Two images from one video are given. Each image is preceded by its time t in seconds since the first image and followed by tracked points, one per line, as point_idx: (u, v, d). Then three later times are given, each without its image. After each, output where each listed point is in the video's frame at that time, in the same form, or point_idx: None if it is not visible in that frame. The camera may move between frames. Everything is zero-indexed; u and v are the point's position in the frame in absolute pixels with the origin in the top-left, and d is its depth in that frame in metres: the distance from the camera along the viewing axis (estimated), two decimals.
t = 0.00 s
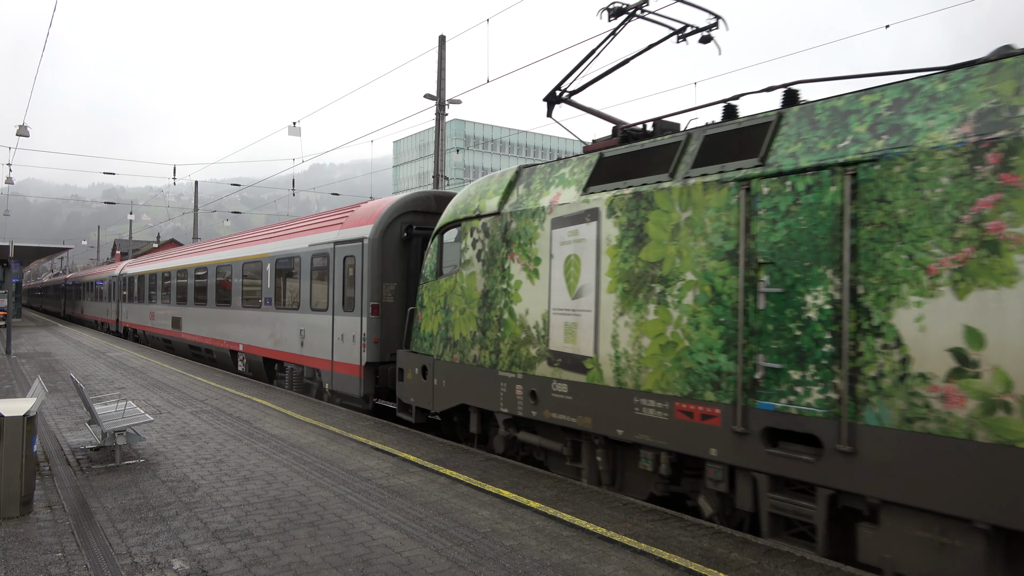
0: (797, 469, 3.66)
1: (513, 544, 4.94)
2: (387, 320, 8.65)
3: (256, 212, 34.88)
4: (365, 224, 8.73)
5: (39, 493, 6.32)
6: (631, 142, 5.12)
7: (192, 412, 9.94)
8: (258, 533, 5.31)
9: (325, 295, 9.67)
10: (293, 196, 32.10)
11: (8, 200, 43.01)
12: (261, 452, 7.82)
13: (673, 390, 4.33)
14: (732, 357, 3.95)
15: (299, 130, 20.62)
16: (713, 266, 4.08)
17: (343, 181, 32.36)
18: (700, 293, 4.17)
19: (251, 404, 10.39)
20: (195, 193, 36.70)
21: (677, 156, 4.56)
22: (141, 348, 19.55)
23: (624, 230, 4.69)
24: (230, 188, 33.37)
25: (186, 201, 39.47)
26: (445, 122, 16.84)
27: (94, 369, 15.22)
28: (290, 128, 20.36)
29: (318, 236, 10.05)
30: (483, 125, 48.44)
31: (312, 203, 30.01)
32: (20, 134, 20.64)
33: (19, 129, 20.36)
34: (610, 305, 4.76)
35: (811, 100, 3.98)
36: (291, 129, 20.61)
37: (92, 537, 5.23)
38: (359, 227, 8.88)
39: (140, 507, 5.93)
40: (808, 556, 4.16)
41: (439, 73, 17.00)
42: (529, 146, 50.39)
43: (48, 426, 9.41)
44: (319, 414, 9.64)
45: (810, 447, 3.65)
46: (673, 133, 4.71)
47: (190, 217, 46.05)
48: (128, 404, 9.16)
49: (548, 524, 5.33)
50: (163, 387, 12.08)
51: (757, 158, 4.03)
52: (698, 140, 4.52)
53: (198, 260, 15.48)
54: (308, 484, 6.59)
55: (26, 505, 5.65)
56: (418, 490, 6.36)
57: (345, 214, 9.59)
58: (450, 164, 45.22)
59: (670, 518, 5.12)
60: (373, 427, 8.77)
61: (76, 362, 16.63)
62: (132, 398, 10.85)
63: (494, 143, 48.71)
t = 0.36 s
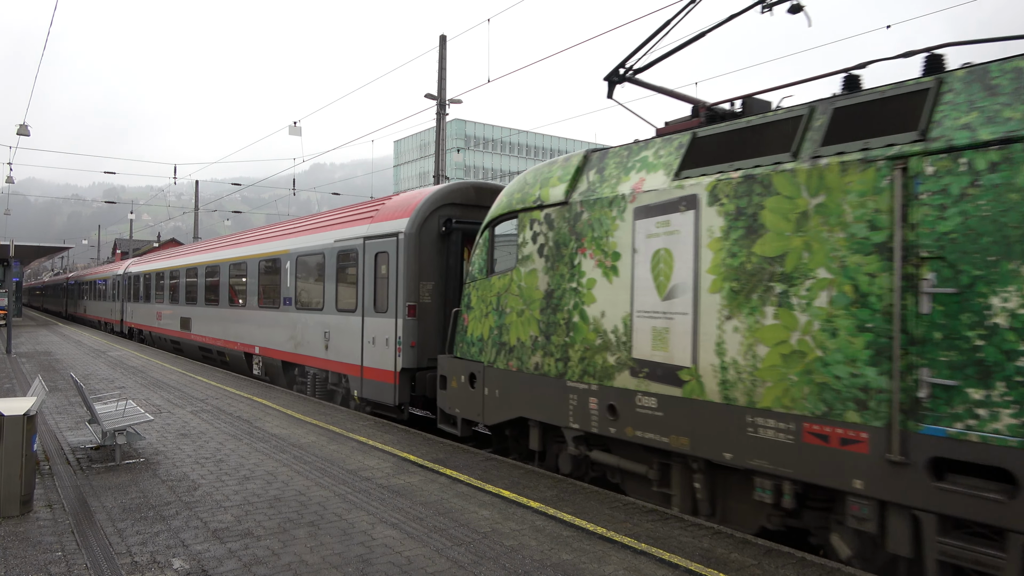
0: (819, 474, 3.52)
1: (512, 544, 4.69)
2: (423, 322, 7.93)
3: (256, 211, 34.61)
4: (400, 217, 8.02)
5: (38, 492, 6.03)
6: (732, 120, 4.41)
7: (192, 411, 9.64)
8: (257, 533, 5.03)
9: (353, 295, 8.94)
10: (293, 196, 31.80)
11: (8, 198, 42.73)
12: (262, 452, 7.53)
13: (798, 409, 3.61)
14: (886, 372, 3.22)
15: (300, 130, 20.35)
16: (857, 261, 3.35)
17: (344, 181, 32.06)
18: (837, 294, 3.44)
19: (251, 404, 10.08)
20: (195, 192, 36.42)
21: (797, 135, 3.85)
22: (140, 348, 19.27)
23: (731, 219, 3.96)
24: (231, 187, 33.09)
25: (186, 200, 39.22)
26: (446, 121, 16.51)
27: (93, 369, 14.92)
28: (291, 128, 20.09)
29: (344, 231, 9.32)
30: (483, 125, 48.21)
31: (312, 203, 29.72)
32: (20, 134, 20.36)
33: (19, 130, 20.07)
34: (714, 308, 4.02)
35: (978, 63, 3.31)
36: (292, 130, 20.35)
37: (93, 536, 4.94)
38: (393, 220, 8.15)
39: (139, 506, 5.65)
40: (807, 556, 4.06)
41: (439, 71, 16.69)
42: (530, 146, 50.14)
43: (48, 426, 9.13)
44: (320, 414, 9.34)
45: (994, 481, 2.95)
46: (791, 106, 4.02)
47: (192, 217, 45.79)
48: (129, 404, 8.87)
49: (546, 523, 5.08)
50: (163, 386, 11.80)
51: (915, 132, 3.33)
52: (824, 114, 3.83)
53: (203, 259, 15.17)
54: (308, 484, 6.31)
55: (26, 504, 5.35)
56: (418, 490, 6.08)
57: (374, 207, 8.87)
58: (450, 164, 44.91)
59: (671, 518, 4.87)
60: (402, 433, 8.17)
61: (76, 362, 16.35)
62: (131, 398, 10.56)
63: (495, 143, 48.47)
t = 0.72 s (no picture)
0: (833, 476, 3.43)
1: (512, 544, 4.43)
2: (471, 325, 7.28)
3: (257, 211, 34.35)
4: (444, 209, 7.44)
5: (36, 491, 5.74)
6: (872, 89, 3.77)
7: (192, 410, 9.35)
8: (257, 532, 4.75)
9: (389, 297, 8.31)
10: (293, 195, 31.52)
11: (8, 196, 42.45)
12: (261, 452, 7.23)
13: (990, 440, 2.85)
14: None
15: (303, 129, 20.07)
16: None
17: (345, 181, 31.78)
18: None
19: (251, 403, 9.78)
20: (195, 190, 36.14)
21: (978, 103, 3.17)
22: (140, 347, 18.94)
23: (890, 203, 3.24)
24: (231, 187, 32.81)
25: (186, 200, 38.93)
26: (446, 121, 16.24)
27: (92, 367, 14.61)
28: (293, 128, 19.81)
29: (377, 226, 8.71)
30: (484, 125, 47.96)
31: (313, 203, 29.45)
32: (23, 132, 20.11)
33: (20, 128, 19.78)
34: (866, 312, 3.30)
35: None
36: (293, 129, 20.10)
37: (93, 536, 4.65)
38: (435, 213, 7.57)
39: (139, 506, 5.36)
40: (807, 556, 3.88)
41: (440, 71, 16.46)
42: (531, 146, 49.91)
43: (47, 425, 8.82)
44: (320, 413, 9.03)
45: None
46: (963, 70, 3.35)
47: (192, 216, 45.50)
48: (131, 403, 8.59)
49: (547, 523, 4.83)
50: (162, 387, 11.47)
51: None
52: (1014, 77, 3.13)
53: (208, 258, 14.88)
54: (308, 484, 6.01)
55: (26, 503, 5.06)
56: (418, 490, 5.78)
57: (411, 199, 8.28)
58: (451, 164, 44.63)
59: (672, 520, 4.67)
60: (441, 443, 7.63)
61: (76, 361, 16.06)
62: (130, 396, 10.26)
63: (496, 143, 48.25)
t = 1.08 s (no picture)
0: (846, 479, 3.34)
1: (512, 544, 4.48)
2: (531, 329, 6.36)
3: (257, 210, 34.35)
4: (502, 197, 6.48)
5: (36, 491, 5.75)
6: None
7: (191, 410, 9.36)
8: (257, 532, 4.76)
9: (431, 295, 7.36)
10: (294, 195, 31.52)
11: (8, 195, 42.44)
12: (260, 452, 7.20)
13: None
14: None
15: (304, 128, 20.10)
16: None
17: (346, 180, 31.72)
18: None
19: (250, 403, 9.78)
20: (196, 189, 36.11)
21: None
22: (139, 347, 18.91)
23: None
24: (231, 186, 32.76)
25: (186, 199, 38.92)
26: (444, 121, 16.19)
27: (91, 367, 14.60)
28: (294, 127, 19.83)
29: (414, 218, 7.82)
30: (485, 125, 47.97)
31: (314, 202, 29.45)
32: (23, 129, 20.14)
33: (20, 127, 19.81)
34: None
35: None
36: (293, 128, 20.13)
37: (93, 535, 4.65)
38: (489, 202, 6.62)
39: (138, 506, 5.36)
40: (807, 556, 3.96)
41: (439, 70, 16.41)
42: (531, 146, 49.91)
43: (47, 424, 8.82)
44: (320, 413, 9.00)
45: None
46: None
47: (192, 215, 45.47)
48: (131, 403, 8.60)
49: (546, 523, 4.89)
50: (161, 387, 11.48)
51: None
52: None
53: (207, 256, 14.84)
54: (307, 484, 6.01)
55: (26, 503, 5.06)
56: (417, 490, 5.80)
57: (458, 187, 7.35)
58: (451, 163, 44.57)
59: (671, 520, 4.78)
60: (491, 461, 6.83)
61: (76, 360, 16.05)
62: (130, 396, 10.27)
63: (497, 143, 48.26)
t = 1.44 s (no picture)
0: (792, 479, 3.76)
1: (511, 543, 4.79)
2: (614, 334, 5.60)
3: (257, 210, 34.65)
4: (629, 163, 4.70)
5: (37, 491, 6.01)
6: None
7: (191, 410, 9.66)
8: (256, 532, 5.08)
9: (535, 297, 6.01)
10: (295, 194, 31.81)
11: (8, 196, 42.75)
12: (260, 451, 7.46)
13: None
14: None
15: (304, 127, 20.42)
16: None
17: (345, 179, 32.01)
18: None
19: (251, 403, 10.08)
20: (196, 189, 36.40)
21: None
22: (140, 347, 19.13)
23: None
24: (231, 186, 33.04)
25: (186, 199, 39.21)
26: (445, 119, 16.53)
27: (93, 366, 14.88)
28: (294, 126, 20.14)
29: (486, 206, 6.64)
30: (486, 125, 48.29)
31: (315, 202, 29.78)
32: (20, 130, 20.48)
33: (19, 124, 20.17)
34: None
35: None
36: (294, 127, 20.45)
37: (91, 536, 4.95)
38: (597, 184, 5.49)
39: (138, 505, 5.65)
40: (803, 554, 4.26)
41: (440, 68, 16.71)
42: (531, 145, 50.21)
43: (48, 424, 9.13)
44: (320, 413, 9.22)
45: None
46: None
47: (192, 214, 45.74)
48: (127, 402, 8.92)
49: (547, 523, 5.19)
50: (161, 386, 11.74)
51: None
52: None
53: (207, 257, 15.08)
54: (306, 483, 6.29)
55: (25, 503, 5.38)
56: (416, 489, 6.12)
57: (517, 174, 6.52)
58: (450, 162, 44.89)
59: (668, 519, 5.11)
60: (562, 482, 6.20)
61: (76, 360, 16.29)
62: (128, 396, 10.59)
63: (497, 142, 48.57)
